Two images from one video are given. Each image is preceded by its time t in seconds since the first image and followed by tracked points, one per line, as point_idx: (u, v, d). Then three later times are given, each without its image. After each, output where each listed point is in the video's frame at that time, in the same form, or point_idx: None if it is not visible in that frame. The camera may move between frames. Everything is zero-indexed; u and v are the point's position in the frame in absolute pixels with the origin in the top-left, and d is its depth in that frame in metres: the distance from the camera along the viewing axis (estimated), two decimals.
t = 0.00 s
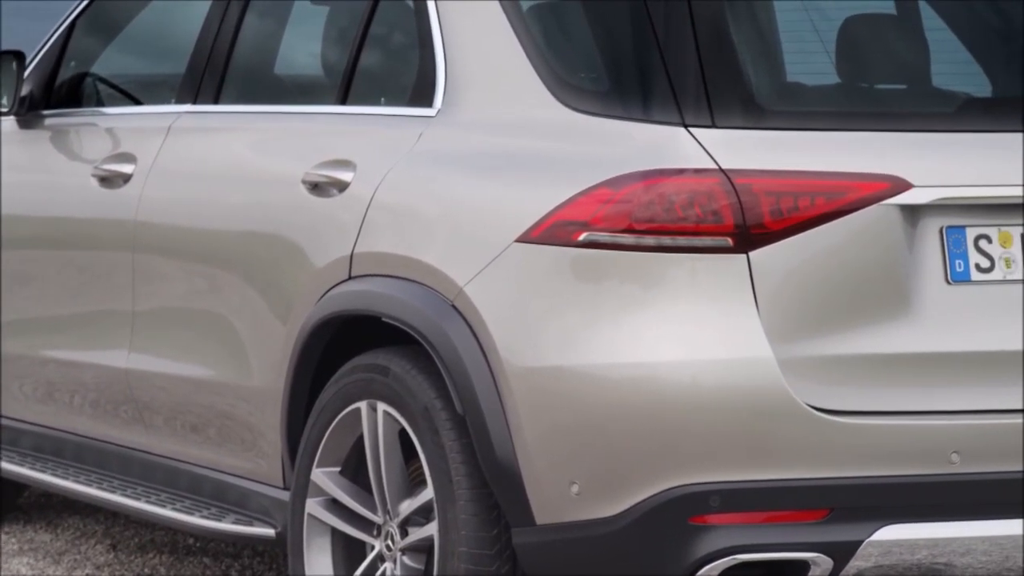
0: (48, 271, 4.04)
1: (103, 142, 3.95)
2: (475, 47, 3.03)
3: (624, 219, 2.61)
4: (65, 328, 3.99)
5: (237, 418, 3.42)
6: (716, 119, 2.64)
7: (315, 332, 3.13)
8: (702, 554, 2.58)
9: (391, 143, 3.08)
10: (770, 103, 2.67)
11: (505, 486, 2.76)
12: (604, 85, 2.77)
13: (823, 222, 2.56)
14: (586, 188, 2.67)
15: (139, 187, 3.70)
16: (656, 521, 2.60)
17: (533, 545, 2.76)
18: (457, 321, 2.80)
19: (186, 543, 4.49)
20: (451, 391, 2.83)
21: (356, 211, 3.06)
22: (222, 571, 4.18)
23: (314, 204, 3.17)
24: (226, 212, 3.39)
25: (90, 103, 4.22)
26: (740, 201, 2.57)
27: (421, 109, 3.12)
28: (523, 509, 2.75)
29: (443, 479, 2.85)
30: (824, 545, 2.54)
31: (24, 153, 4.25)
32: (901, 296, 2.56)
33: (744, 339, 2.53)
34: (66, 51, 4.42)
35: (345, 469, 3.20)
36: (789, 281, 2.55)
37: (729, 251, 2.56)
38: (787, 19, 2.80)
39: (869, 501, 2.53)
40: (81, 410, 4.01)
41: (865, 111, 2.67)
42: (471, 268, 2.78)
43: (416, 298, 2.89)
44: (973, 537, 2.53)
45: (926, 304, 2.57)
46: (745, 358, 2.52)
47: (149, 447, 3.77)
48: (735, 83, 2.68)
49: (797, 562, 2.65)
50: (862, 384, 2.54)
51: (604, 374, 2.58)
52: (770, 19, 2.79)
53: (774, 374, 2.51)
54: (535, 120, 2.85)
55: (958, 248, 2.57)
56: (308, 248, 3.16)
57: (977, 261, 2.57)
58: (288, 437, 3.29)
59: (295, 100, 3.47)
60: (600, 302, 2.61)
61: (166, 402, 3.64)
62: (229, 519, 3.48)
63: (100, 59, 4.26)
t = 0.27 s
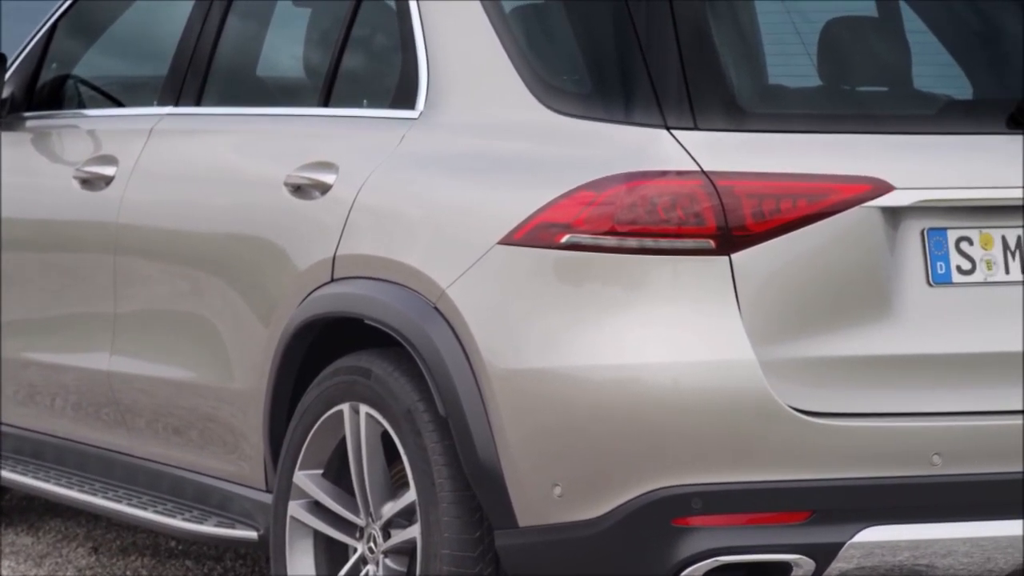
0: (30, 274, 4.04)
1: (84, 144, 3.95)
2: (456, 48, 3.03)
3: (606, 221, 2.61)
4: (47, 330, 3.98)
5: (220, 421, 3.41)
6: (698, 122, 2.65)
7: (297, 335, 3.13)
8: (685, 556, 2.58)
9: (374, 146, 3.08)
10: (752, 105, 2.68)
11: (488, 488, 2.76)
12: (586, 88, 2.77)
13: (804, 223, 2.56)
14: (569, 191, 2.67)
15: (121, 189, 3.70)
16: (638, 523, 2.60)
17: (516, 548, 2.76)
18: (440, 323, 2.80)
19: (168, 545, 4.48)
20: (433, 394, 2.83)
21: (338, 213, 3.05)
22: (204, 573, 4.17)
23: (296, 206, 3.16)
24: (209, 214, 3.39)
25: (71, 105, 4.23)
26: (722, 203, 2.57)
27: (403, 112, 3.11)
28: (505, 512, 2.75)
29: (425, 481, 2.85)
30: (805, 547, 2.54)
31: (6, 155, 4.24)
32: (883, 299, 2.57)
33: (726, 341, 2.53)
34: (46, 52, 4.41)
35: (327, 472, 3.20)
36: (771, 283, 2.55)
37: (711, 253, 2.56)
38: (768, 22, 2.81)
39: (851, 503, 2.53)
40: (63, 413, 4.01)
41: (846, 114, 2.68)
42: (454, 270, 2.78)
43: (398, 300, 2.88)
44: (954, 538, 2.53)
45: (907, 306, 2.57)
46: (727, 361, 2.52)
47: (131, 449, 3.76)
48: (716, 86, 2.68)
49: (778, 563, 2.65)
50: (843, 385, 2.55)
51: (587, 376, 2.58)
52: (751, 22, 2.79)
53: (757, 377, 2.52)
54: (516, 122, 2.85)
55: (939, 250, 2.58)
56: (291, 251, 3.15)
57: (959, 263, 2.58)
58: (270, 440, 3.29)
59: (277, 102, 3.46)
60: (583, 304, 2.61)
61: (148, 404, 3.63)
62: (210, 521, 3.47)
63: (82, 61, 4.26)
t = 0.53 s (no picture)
0: (8, 276, 4.03)
1: (63, 147, 3.95)
2: (435, 51, 3.03)
3: (585, 223, 2.61)
4: (25, 333, 3.98)
5: (199, 424, 3.41)
6: (677, 124, 2.65)
7: (277, 338, 3.13)
8: (664, 558, 2.58)
9: (353, 148, 3.08)
10: (731, 108, 2.68)
11: (468, 491, 2.75)
12: (565, 90, 2.78)
13: (783, 226, 2.57)
14: (547, 194, 2.66)
15: (99, 191, 3.70)
16: (617, 526, 2.60)
17: (495, 550, 2.76)
18: (419, 326, 2.80)
19: (147, 549, 4.47)
20: (412, 396, 2.83)
21: (318, 216, 3.05)
22: None
23: (275, 209, 3.16)
24: (188, 216, 3.38)
25: (49, 108, 4.24)
26: (701, 206, 2.57)
27: (382, 114, 3.11)
28: (485, 514, 2.75)
29: (405, 484, 2.85)
30: (782, 549, 2.55)
31: None
32: (861, 301, 2.58)
33: (704, 344, 2.53)
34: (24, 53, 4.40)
35: (307, 475, 3.19)
36: (749, 286, 2.56)
37: (690, 256, 2.56)
38: (746, 25, 2.80)
39: (829, 505, 2.53)
40: (41, 416, 4.00)
41: (824, 116, 2.69)
42: (432, 273, 2.77)
43: (377, 303, 2.88)
44: (932, 540, 2.54)
45: (884, 308, 2.58)
46: (706, 363, 2.52)
47: (109, 453, 3.76)
48: (695, 88, 2.69)
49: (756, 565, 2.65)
50: (822, 385, 2.56)
51: (565, 378, 2.58)
52: (729, 23, 2.79)
53: (736, 379, 2.52)
54: (494, 124, 2.85)
55: (917, 252, 2.59)
56: (270, 254, 3.15)
57: (937, 265, 2.59)
58: (249, 443, 3.28)
59: (256, 105, 3.46)
60: (562, 307, 2.61)
61: (127, 407, 3.63)
62: (189, 525, 3.46)
63: (61, 62, 4.25)
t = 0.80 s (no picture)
0: None
1: (40, 150, 3.95)
2: (414, 55, 3.03)
3: (564, 227, 2.61)
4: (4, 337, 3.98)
5: (177, 428, 3.40)
6: (656, 127, 2.66)
7: (256, 341, 3.12)
8: (643, 561, 2.58)
9: (332, 152, 3.07)
10: (709, 111, 2.69)
11: (447, 495, 2.75)
12: (543, 93, 2.78)
13: (761, 229, 2.57)
14: (526, 197, 2.66)
15: (77, 194, 3.70)
16: (597, 529, 2.60)
17: (475, 553, 2.75)
18: (398, 330, 2.80)
19: (125, 553, 4.45)
20: (392, 399, 2.82)
21: (297, 219, 3.04)
22: None
23: (254, 212, 3.15)
24: (166, 219, 3.38)
25: (26, 111, 4.22)
26: (680, 209, 2.57)
27: (361, 117, 3.11)
28: (464, 517, 2.75)
29: (384, 488, 2.85)
30: (760, 552, 2.55)
31: None
32: (840, 304, 2.58)
33: (683, 346, 2.53)
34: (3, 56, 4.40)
35: (286, 478, 3.19)
36: (728, 289, 2.56)
37: (669, 259, 2.56)
38: (724, 29, 2.80)
39: (807, 507, 2.53)
40: (20, 419, 4.00)
41: (802, 120, 2.69)
42: (412, 276, 2.77)
43: (357, 306, 2.88)
44: (911, 543, 2.54)
45: (862, 312, 2.59)
46: (685, 367, 2.52)
47: (87, 457, 3.75)
48: (673, 91, 2.69)
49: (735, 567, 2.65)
50: (800, 389, 2.56)
51: (544, 382, 2.58)
52: (708, 27, 2.79)
53: (714, 382, 2.52)
54: (472, 128, 2.85)
55: (895, 255, 2.60)
56: (249, 257, 3.14)
57: (914, 268, 2.60)
58: (228, 446, 3.28)
59: (235, 108, 3.46)
60: (541, 310, 2.61)
61: (105, 411, 3.62)
62: (167, 529, 3.46)
63: (40, 66, 4.24)
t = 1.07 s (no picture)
0: None
1: (21, 152, 3.96)
2: (394, 57, 3.03)
3: (545, 229, 2.61)
4: None
5: (158, 430, 3.40)
6: (637, 129, 2.66)
7: (238, 343, 3.12)
8: (625, 563, 2.58)
9: (313, 154, 3.07)
10: (691, 114, 2.69)
11: (428, 497, 2.75)
12: (525, 95, 2.78)
13: (742, 231, 2.58)
14: (507, 199, 2.66)
15: (58, 196, 3.71)
16: (578, 530, 2.60)
17: (456, 555, 2.75)
18: (380, 332, 2.79)
19: (106, 556, 4.44)
20: (373, 402, 2.82)
21: (277, 221, 3.04)
22: None
23: (234, 215, 3.15)
24: (147, 222, 3.38)
25: (7, 113, 4.21)
26: (661, 211, 2.58)
27: (342, 119, 3.11)
28: (445, 519, 2.75)
29: (365, 490, 2.84)
30: (741, 553, 2.55)
31: None
32: (820, 306, 2.59)
33: (664, 348, 2.54)
34: None
35: (267, 481, 3.18)
36: (709, 290, 2.56)
37: (650, 261, 2.57)
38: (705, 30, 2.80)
39: (787, 509, 2.54)
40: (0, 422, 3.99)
41: (783, 122, 2.70)
42: (393, 278, 2.77)
43: (338, 308, 2.87)
44: (891, 544, 2.55)
45: (842, 314, 2.59)
46: (666, 368, 2.52)
47: (68, 460, 3.75)
48: (654, 93, 2.69)
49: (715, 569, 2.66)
50: (780, 391, 2.56)
51: (525, 384, 2.58)
52: (689, 30, 2.79)
53: (695, 384, 2.52)
54: (453, 130, 2.85)
55: (875, 257, 2.61)
56: (230, 259, 3.14)
57: (895, 270, 2.61)
58: (209, 449, 3.28)
59: (216, 110, 3.46)
60: (521, 312, 2.61)
61: (86, 414, 3.62)
62: (148, 532, 3.45)
63: (20, 66, 4.24)
